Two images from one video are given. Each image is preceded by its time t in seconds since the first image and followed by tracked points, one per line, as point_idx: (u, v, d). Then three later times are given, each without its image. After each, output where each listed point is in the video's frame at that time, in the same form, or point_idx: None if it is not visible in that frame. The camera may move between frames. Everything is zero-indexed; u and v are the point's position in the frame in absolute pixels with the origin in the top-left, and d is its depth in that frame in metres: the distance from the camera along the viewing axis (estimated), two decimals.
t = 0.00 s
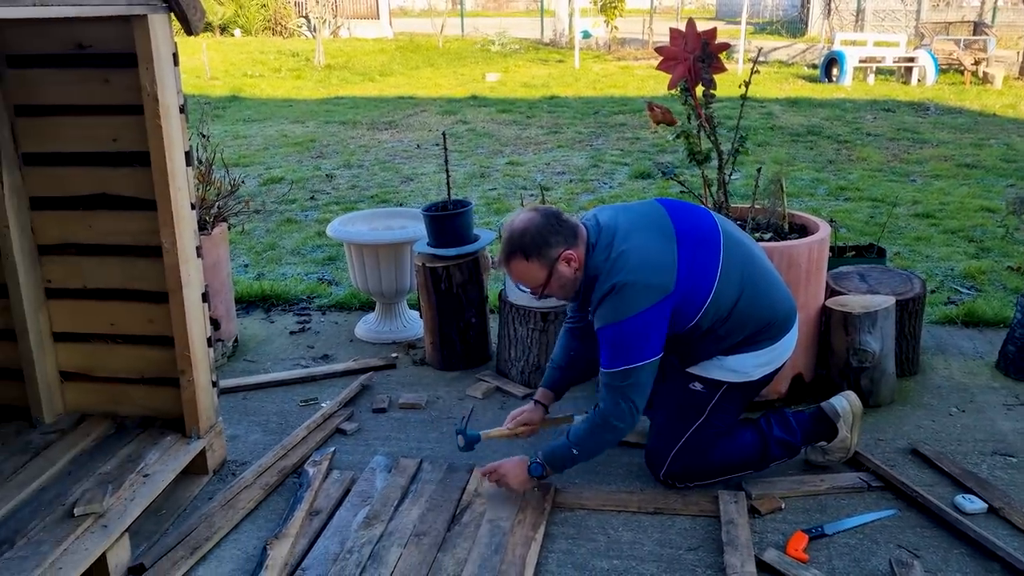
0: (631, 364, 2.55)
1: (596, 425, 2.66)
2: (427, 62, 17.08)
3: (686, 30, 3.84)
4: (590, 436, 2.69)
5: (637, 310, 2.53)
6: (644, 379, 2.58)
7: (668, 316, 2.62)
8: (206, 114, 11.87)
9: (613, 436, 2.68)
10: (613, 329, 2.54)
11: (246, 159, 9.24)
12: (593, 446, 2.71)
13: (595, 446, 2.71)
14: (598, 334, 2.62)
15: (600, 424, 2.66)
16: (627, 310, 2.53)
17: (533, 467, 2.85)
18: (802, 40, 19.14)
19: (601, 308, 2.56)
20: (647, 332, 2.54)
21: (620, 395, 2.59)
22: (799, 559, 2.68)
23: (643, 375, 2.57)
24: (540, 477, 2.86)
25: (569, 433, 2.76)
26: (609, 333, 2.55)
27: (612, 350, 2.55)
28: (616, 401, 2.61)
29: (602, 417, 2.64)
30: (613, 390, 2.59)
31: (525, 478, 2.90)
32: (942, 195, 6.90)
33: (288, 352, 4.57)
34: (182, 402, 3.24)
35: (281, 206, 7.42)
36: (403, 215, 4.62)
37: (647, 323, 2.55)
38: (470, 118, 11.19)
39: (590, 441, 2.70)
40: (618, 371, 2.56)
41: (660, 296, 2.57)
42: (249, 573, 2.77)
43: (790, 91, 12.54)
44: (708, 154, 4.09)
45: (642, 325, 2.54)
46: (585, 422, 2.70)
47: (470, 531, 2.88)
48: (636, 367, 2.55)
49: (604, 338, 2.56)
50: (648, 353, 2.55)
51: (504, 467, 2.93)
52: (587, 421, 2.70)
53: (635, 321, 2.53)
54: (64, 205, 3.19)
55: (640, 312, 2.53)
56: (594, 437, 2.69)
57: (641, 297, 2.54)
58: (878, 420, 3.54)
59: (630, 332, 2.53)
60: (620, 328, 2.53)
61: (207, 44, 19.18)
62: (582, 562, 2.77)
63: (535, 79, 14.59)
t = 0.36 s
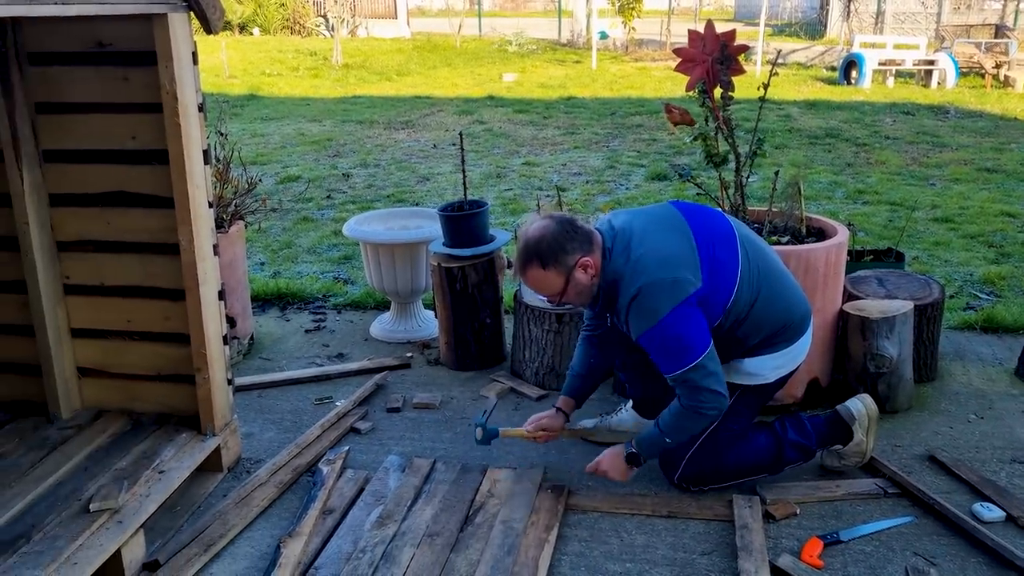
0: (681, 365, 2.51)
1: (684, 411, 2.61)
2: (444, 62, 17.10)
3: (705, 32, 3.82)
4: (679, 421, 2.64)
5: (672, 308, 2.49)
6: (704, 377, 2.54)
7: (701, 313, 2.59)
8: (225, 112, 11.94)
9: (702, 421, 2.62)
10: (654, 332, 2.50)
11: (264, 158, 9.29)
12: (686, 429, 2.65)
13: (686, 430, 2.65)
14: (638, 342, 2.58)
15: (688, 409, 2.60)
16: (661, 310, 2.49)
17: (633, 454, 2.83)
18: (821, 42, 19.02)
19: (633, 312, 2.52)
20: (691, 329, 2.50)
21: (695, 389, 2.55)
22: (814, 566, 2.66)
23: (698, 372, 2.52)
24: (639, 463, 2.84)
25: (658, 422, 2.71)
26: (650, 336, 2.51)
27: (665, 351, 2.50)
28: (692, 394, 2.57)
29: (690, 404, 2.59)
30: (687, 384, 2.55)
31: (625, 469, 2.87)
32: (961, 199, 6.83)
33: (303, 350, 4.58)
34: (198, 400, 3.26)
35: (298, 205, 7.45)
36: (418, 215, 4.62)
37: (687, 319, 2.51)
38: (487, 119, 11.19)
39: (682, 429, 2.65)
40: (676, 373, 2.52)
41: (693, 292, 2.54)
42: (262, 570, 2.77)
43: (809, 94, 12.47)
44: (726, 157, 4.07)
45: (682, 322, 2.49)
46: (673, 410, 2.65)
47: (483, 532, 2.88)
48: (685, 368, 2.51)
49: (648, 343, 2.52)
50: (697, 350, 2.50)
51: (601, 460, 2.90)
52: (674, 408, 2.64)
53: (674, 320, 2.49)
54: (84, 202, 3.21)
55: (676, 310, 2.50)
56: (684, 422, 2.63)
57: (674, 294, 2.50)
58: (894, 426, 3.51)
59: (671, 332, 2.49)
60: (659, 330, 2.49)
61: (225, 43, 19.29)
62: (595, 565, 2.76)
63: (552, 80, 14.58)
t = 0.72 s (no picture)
0: (702, 364, 2.52)
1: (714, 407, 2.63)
2: (454, 62, 17.12)
3: (718, 34, 3.82)
4: (709, 417, 2.66)
5: (689, 309, 2.51)
6: (725, 374, 2.55)
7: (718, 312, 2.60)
8: (235, 111, 11.98)
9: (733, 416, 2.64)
10: (673, 333, 2.51)
11: (274, 157, 9.32)
12: (717, 424, 2.67)
13: (717, 425, 2.67)
14: (656, 344, 2.59)
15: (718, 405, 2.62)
16: (679, 310, 2.51)
17: (668, 449, 2.83)
18: (832, 44, 18.97)
19: (651, 314, 2.54)
20: (710, 328, 2.51)
21: (723, 386, 2.57)
22: (824, 569, 2.66)
23: (720, 370, 2.54)
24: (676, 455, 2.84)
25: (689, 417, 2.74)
26: (669, 338, 2.53)
27: (687, 350, 2.52)
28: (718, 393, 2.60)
29: (718, 401, 2.61)
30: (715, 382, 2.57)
31: (662, 462, 2.88)
32: (973, 203, 6.81)
33: (314, 349, 4.60)
34: (210, 398, 3.28)
35: (308, 204, 7.48)
36: (429, 215, 4.63)
37: (706, 318, 2.52)
38: (497, 119, 11.20)
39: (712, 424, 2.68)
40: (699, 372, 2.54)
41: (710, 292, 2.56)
42: (274, 568, 2.79)
43: (819, 96, 12.44)
44: (738, 159, 4.07)
45: (701, 322, 2.51)
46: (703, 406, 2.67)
47: (494, 532, 2.89)
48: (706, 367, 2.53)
49: (668, 344, 2.54)
50: (717, 349, 2.52)
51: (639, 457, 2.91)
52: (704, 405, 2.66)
53: (693, 320, 2.50)
54: (98, 200, 3.23)
55: (694, 310, 2.51)
56: (715, 417, 2.65)
57: (691, 294, 2.52)
58: (905, 430, 3.50)
59: (691, 332, 2.50)
60: (678, 331, 2.51)
61: (236, 42, 19.35)
62: (605, 566, 2.76)
63: (562, 81, 14.58)
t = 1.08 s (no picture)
0: (707, 362, 2.52)
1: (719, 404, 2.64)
2: (461, 63, 17.12)
3: (725, 35, 3.82)
4: (717, 414, 2.69)
5: (697, 306, 2.49)
6: (730, 373, 2.55)
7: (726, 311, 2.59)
8: (243, 110, 12.01)
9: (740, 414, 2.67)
10: (679, 330, 2.51)
11: (281, 156, 9.35)
12: (728, 421, 2.70)
13: (726, 422, 2.70)
14: (663, 341, 2.59)
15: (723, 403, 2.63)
16: (686, 308, 2.49)
17: (683, 436, 2.87)
18: (840, 46, 18.91)
19: (658, 311, 2.53)
20: (717, 326, 2.50)
21: (726, 386, 2.59)
22: (829, 570, 2.66)
23: (725, 368, 2.54)
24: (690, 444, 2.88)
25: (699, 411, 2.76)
26: (675, 335, 2.52)
27: (693, 347, 2.51)
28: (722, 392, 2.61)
29: (722, 399, 2.62)
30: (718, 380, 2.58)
31: (679, 447, 2.95)
32: (980, 206, 6.79)
33: (321, 348, 4.61)
34: (217, 395, 3.29)
35: (316, 203, 7.50)
36: (436, 215, 4.64)
37: (714, 316, 2.51)
38: (504, 119, 11.21)
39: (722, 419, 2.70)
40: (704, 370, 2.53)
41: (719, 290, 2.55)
42: (280, 565, 2.80)
43: (827, 98, 12.41)
44: (745, 160, 4.07)
45: (708, 319, 2.50)
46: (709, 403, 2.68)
47: (499, 531, 2.90)
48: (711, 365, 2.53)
49: (674, 342, 2.53)
50: (723, 347, 2.51)
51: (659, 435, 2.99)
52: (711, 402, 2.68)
53: (700, 317, 2.49)
54: (107, 198, 3.25)
55: (701, 307, 2.50)
56: (721, 416, 2.68)
57: (698, 291, 2.50)
58: (911, 432, 3.50)
59: (697, 329, 2.49)
60: (684, 328, 2.50)
61: (244, 41, 19.38)
62: (610, 566, 2.77)
63: (569, 82, 14.57)
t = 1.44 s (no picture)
0: (704, 358, 2.52)
1: (714, 402, 2.64)
2: (466, 63, 17.14)
3: (729, 36, 3.82)
4: (713, 413, 2.69)
5: (697, 302, 2.50)
6: (726, 371, 2.55)
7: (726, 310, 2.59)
8: (248, 110, 12.03)
9: (736, 414, 2.67)
10: (678, 325, 2.51)
11: (286, 155, 9.37)
12: (724, 423, 2.71)
13: (722, 423, 2.71)
14: (661, 335, 2.59)
15: (718, 401, 2.63)
16: (686, 303, 2.50)
17: (686, 437, 2.87)
18: (846, 47, 18.88)
19: (658, 305, 2.53)
20: (716, 324, 2.51)
21: (719, 385, 2.58)
22: (831, 571, 2.66)
23: (721, 365, 2.54)
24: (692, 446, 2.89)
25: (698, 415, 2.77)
26: (674, 331, 2.52)
27: (692, 342, 2.51)
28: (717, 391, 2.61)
29: (717, 398, 2.62)
30: (712, 378, 2.58)
31: (680, 448, 2.94)
32: (985, 207, 6.78)
33: (324, 347, 4.62)
34: (221, 394, 3.30)
35: (320, 203, 7.51)
36: (439, 215, 4.65)
37: (714, 311, 2.51)
38: (508, 120, 11.21)
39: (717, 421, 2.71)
40: (700, 366, 2.54)
41: (720, 287, 2.55)
42: (282, 564, 2.81)
43: (832, 99, 12.39)
44: (748, 161, 4.07)
45: (708, 314, 2.50)
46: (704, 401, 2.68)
47: (500, 531, 2.90)
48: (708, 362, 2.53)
49: (672, 337, 2.54)
50: (721, 345, 2.51)
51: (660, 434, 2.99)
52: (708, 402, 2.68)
53: (700, 314, 2.49)
54: (112, 197, 3.26)
55: (701, 303, 2.50)
56: (716, 416, 2.69)
57: (699, 286, 2.51)
58: (913, 434, 3.49)
59: (696, 325, 2.49)
60: (683, 323, 2.50)
61: (250, 41, 19.42)
62: (611, 566, 2.77)
63: (574, 82, 14.57)
